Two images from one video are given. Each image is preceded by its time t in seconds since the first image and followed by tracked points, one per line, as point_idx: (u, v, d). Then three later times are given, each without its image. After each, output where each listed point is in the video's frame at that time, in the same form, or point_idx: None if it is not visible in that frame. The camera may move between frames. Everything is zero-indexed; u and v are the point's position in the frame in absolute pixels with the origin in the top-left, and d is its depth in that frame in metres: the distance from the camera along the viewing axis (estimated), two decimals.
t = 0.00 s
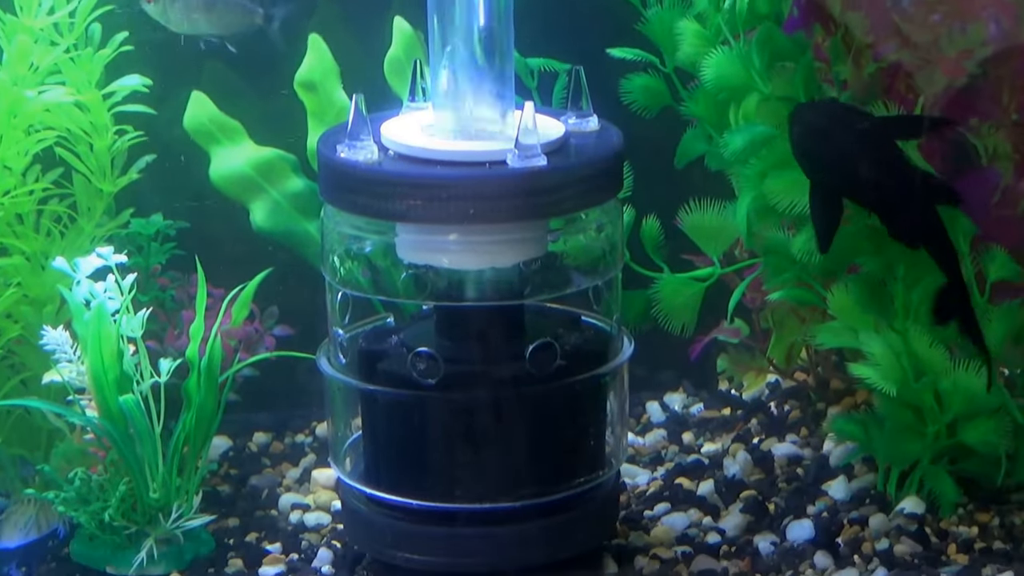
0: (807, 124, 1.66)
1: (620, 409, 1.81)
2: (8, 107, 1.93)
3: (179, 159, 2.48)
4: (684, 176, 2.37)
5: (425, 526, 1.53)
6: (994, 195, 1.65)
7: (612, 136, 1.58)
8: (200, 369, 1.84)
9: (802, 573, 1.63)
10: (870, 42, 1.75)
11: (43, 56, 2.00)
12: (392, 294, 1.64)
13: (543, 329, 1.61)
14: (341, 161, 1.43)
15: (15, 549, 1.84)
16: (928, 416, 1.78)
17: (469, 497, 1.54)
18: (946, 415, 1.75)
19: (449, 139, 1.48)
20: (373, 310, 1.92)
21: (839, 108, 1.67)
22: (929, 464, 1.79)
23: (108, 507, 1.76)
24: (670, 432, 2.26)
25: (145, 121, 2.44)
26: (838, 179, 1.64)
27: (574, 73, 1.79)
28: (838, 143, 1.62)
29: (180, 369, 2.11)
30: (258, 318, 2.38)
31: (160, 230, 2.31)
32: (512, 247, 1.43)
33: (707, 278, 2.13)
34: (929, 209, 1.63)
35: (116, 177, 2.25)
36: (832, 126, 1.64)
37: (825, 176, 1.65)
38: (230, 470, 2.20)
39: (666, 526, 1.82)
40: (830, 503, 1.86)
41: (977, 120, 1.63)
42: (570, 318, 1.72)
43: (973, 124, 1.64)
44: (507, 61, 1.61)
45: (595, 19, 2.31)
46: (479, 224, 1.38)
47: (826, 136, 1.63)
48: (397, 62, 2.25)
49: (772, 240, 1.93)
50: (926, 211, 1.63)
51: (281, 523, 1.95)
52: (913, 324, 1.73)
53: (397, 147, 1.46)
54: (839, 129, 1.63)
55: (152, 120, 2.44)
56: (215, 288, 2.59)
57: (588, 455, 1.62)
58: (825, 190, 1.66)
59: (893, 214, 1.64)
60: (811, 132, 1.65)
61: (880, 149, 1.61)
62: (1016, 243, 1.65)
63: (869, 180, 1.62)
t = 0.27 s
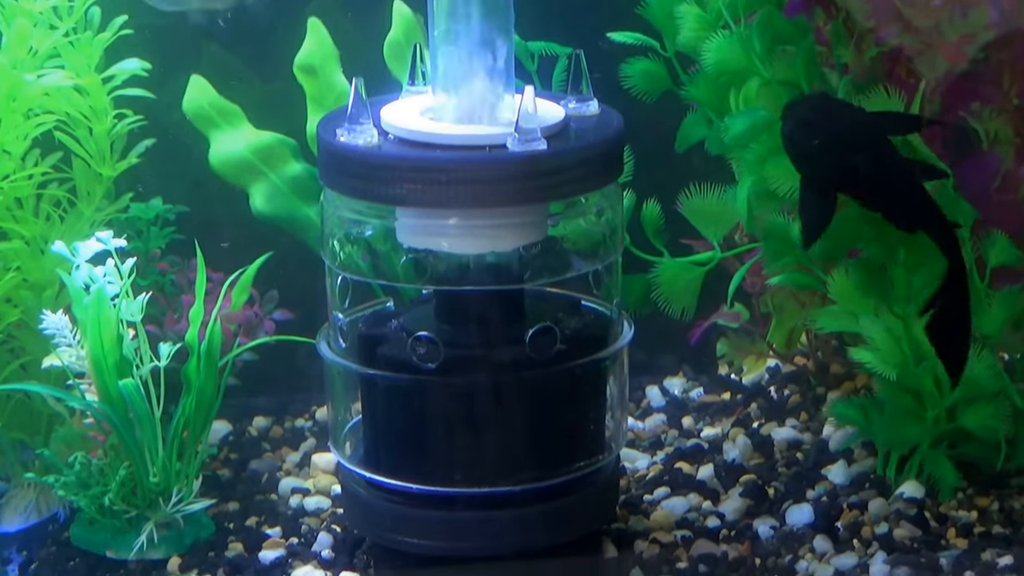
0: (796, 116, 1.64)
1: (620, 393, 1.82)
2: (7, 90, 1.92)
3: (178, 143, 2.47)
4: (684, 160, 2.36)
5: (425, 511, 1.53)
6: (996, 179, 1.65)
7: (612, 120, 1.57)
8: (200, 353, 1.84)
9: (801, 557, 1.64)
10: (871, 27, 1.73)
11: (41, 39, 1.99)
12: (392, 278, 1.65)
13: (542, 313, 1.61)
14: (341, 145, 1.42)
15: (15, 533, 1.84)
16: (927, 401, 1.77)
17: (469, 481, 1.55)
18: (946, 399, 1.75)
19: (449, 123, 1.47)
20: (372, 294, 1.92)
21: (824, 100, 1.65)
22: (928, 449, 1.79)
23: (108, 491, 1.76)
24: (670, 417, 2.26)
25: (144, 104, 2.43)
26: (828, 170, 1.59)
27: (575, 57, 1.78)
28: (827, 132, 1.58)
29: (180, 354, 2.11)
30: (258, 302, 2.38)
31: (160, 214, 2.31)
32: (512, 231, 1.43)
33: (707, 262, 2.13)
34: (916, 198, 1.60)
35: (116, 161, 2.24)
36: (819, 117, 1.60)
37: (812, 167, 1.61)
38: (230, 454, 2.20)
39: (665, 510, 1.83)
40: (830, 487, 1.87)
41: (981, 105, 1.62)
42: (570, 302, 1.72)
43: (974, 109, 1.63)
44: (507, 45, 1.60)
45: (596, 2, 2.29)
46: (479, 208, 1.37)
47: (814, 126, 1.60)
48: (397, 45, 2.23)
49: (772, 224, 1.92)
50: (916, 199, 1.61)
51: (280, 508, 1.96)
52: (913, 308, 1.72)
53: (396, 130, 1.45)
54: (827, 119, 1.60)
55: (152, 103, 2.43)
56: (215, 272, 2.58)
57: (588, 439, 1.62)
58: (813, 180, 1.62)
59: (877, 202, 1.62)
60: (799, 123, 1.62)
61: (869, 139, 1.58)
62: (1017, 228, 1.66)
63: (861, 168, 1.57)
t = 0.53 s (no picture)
0: (789, 104, 1.60)
1: (620, 379, 1.82)
2: (6, 75, 1.91)
3: (177, 128, 2.46)
4: (684, 146, 2.35)
5: (426, 496, 1.54)
6: (996, 165, 1.63)
7: (612, 105, 1.56)
8: (199, 338, 1.84)
9: (801, 543, 1.64)
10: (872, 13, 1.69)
11: (40, 24, 1.98)
12: (392, 264, 1.65)
13: (542, 299, 1.61)
14: (341, 130, 1.42)
15: (15, 519, 1.85)
16: (928, 386, 1.77)
17: (469, 466, 1.55)
18: (947, 385, 1.75)
19: (449, 108, 1.47)
20: (372, 280, 1.91)
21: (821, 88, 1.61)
22: (928, 434, 1.79)
23: (108, 476, 1.77)
24: (670, 403, 2.26)
25: (142, 90, 2.42)
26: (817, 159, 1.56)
27: (575, 41, 1.77)
28: (819, 122, 1.55)
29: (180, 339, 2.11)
30: (257, 288, 2.38)
31: (159, 199, 2.30)
32: (513, 216, 1.42)
33: (708, 247, 2.13)
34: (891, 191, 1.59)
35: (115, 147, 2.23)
36: (813, 105, 1.57)
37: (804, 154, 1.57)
38: (231, 440, 2.21)
39: (666, 496, 1.83)
40: (830, 473, 1.87)
41: (981, 90, 1.61)
42: (570, 288, 1.72)
43: (976, 95, 1.62)
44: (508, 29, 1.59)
45: None
46: (479, 194, 1.37)
47: (808, 115, 1.56)
48: (397, 33, 2.22)
49: (771, 211, 1.91)
50: (892, 194, 1.60)
51: (281, 493, 1.96)
52: (913, 293, 1.72)
53: (396, 116, 1.44)
54: (821, 108, 1.57)
55: (150, 89, 2.42)
56: (215, 258, 2.58)
57: (588, 425, 1.62)
58: (804, 167, 1.58)
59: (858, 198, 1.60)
60: (793, 111, 1.59)
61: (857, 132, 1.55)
62: (1018, 214, 1.65)
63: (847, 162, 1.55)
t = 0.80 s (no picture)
0: (760, 106, 1.50)
1: (620, 366, 1.82)
2: (5, 63, 1.90)
3: (176, 116, 2.45)
4: (684, 133, 2.35)
5: (425, 484, 1.54)
6: (996, 153, 1.62)
7: (612, 93, 1.56)
8: (198, 326, 1.84)
9: (800, 530, 1.65)
10: None
11: (38, 11, 1.96)
12: (392, 252, 1.65)
13: (541, 286, 1.60)
14: (340, 118, 1.41)
15: (15, 506, 1.85)
16: (928, 373, 1.78)
17: (469, 454, 1.55)
18: (946, 372, 1.75)
19: (449, 95, 1.46)
20: (372, 268, 1.91)
21: (786, 88, 1.54)
22: (928, 422, 1.79)
23: (108, 464, 1.77)
24: (670, 390, 2.26)
25: (141, 77, 2.41)
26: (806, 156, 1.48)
27: (575, 28, 1.76)
28: (799, 122, 1.47)
29: (179, 327, 2.11)
30: (257, 276, 2.38)
31: (158, 187, 2.29)
32: (513, 204, 1.42)
33: (707, 235, 2.13)
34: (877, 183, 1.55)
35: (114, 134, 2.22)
36: (791, 105, 1.49)
37: (790, 155, 1.48)
38: (230, 428, 2.21)
39: (665, 483, 1.84)
40: (829, 461, 1.87)
41: (982, 77, 1.61)
42: (569, 276, 1.71)
43: (976, 82, 1.62)
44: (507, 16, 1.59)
45: None
46: (479, 181, 1.36)
47: (787, 115, 1.48)
48: (396, 20, 2.20)
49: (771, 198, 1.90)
50: (880, 185, 1.56)
51: (281, 481, 1.97)
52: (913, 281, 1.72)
53: (396, 103, 1.44)
54: (798, 107, 1.49)
55: (149, 76, 2.41)
56: (214, 246, 2.58)
57: (587, 412, 1.62)
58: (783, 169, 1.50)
59: (846, 192, 1.55)
60: (768, 113, 1.49)
61: (839, 128, 1.50)
62: (1019, 201, 1.65)
63: (835, 157, 1.49)
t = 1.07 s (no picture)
0: (752, 89, 1.53)
1: (618, 352, 1.81)
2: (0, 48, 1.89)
3: (172, 102, 2.44)
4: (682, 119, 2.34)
5: (423, 471, 1.54)
6: (994, 138, 1.61)
7: (609, 79, 1.55)
8: (194, 312, 1.84)
9: (797, 517, 1.66)
10: None
11: None
12: (388, 239, 1.65)
13: (539, 273, 1.60)
14: (337, 104, 1.40)
15: (13, 493, 1.85)
16: (925, 359, 1.78)
17: (466, 441, 1.55)
18: (942, 358, 1.76)
19: (445, 81, 1.45)
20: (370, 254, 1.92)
21: (782, 74, 1.56)
22: (925, 408, 1.80)
23: (106, 451, 1.77)
24: (667, 376, 2.26)
25: (137, 63, 2.39)
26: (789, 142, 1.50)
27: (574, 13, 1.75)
28: (786, 107, 1.49)
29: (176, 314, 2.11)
30: (253, 263, 2.37)
31: (154, 173, 2.28)
32: (509, 190, 1.41)
33: (707, 221, 2.13)
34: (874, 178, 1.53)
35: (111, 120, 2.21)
36: (782, 90, 1.51)
37: (774, 138, 1.51)
38: (228, 414, 2.21)
39: (663, 470, 1.84)
40: (826, 447, 1.88)
41: (980, 62, 1.62)
42: (567, 262, 1.71)
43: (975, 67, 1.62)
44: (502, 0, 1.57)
45: None
46: (475, 167, 1.36)
47: (776, 100, 1.50)
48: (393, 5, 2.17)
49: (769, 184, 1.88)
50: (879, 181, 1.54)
51: (278, 468, 1.97)
52: (910, 268, 1.72)
53: (392, 89, 1.43)
54: (789, 92, 1.51)
55: (145, 61, 2.39)
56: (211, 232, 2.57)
57: (584, 399, 1.62)
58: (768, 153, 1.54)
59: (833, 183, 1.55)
60: (757, 97, 1.52)
61: (829, 117, 1.50)
62: (1017, 186, 1.64)
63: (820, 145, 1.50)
